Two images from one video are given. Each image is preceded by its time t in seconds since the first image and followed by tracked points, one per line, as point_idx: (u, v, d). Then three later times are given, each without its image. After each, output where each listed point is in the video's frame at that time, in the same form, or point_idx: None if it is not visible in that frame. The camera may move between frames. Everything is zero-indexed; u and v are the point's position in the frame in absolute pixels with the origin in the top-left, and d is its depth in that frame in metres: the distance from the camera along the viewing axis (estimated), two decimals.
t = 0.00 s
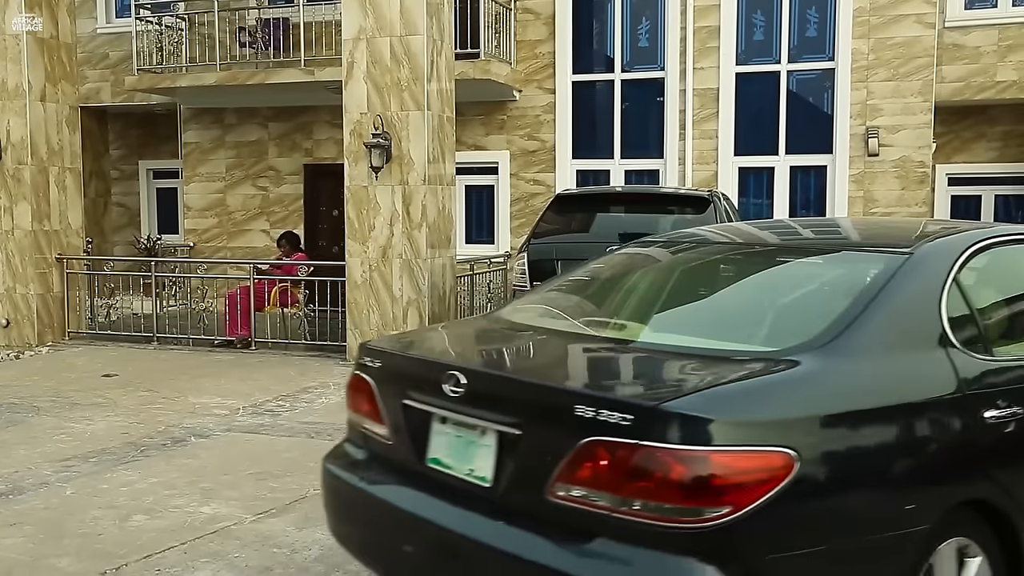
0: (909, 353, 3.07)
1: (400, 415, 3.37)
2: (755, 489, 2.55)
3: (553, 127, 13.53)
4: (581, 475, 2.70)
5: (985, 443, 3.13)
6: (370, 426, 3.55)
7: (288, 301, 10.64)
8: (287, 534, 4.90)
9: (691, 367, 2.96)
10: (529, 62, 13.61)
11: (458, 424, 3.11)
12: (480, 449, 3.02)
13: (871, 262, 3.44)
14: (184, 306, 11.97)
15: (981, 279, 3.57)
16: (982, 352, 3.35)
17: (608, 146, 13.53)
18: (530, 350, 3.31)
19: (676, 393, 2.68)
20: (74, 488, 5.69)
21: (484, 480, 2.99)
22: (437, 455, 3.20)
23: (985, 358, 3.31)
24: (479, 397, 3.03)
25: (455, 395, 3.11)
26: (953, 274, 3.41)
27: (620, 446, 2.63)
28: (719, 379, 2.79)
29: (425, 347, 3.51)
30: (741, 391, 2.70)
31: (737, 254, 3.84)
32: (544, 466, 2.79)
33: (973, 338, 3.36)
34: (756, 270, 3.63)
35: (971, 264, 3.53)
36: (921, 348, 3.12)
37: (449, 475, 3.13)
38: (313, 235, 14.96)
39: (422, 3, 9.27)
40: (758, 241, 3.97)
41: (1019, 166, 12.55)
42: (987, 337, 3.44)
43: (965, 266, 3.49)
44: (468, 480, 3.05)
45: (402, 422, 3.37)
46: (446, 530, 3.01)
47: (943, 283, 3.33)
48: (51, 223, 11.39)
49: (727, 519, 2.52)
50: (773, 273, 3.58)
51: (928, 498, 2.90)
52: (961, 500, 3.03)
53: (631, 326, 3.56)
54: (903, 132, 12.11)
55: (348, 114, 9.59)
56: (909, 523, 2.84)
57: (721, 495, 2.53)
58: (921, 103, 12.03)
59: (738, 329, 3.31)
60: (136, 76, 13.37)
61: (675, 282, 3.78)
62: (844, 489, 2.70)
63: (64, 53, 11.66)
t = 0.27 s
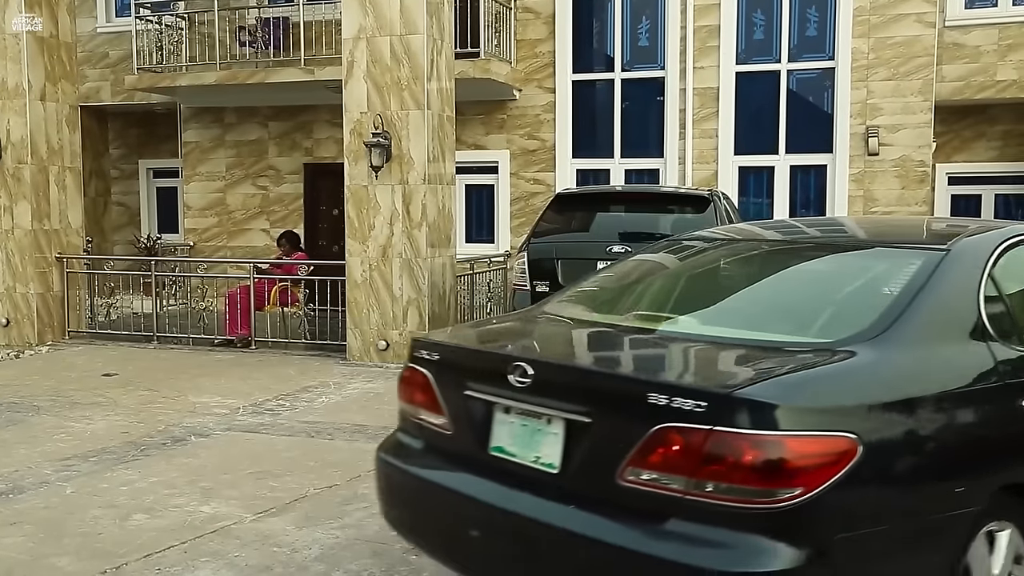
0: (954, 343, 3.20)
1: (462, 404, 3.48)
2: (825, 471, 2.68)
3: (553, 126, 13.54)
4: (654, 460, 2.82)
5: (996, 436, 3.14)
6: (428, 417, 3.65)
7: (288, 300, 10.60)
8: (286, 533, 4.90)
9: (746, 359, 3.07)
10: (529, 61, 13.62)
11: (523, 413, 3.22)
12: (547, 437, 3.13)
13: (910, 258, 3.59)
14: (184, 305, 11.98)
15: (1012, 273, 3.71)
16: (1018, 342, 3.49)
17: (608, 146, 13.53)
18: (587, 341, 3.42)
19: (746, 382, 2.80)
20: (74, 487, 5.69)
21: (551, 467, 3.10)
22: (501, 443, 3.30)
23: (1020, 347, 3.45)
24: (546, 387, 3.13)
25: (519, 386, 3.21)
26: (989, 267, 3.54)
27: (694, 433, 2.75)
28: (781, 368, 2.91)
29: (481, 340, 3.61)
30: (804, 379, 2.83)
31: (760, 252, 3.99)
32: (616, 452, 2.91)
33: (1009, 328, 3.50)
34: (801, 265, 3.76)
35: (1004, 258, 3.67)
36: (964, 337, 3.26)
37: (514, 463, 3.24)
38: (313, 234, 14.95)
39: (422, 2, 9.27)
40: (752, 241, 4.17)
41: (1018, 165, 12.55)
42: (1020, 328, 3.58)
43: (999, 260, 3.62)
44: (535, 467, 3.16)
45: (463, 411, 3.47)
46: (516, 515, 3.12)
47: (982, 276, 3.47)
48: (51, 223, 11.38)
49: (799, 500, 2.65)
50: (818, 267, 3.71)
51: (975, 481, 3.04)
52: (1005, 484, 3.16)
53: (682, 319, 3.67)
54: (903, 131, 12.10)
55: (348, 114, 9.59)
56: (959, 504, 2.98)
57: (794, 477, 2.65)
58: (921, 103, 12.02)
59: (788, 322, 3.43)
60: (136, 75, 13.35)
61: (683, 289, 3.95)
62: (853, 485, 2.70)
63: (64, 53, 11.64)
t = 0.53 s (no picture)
0: (999, 333, 3.28)
1: (524, 395, 3.54)
2: (896, 454, 2.75)
3: (552, 125, 13.53)
4: (729, 445, 2.90)
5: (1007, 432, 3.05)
6: (487, 408, 3.71)
7: (286, 300, 10.68)
8: (285, 532, 4.89)
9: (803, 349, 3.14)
10: (528, 60, 13.60)
11: (591, 403, 3.29)
12: (617, 425, 3.21)
13: (947, 250, 3.68)
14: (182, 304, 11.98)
15: None
16: None
17: (606, 145, 13.52)
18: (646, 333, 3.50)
19: (815, 370, 2.88)
20: (72, 487, 5.67)
21: (622, 453, 3.18)
22: (567, 432, 3.37)
23: None
24: (616, 376, 3.20)
25: (586, 376, 3.28)
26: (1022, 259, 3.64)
27: (770, 418, 2.83)
28: (843, 359, 2.99)
29: (539, 332, 3.67)
30: (868, 367, 2.91)
31: (782, 249, 4.08)
32: (691, 437, 2.99)
33: None
34: (846, 256, 3.83)
35: None
36: (1008, 326, 3.34)
37: (582, 451, 3.31)
38: (311, 233, 14.93)
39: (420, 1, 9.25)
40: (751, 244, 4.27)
41: (1016, 164, 12.56)
42: None
43: None
44: (605, 453, 3.23)
45: (526, 402, 3.53)
46: (587, 500, 3.19)
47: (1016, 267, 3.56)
48: (49, 222, 11.36)
49: (874, 481, 2.72)
50: (863, 259, 3.78)
51: None
52: None
53: (733, 312, 3.73)
54: (901, 130, 12.09)
55: (346, 112, 9.57)
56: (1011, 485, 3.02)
57: (867, 459, 2.73)
58: (919, 102, 12.01)
59: (840, 314, 3.50)
60: (134, 74, 13.32)
61: (705, 290, 4.04)
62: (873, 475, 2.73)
63: (62, 51, 11.61)
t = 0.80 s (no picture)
0: None
1: (581, 387, 3.59)
2: (954, 438, 2.82)
3: (546, 124, 13.54)
4: (791, 433, 2.98)
5: None
6: (541, 401, 3.76)
7: (281, 299, 10.75)
8: (280, 532, 4.89)
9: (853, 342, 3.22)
10: (523, 59, 13.60)
11: (653, 393, 3.36)
12: (679, 414, 3.28)
13: (970, 246, 3.80)
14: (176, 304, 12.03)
15: None
16: None
17: (601, 144, 13.53)
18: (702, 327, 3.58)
19: (873, 361, 2.97)
20: (66, 487, 5.66)
21: (684, 442, 3.25)
22: (627, 422, 3.43)
23: None
24: (679, 368, 3.27)
25: (648, 367, 3.36)
26: None
27: (832, 406, 2.91)
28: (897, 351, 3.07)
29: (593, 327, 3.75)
30: (923, 357, 3.00)
31: (803, 248, 4.18)
32: (755, 426, 3.06)
33: None
34: (885, 251, 3.92)
35: None
36: None
37: (642, 441, 3.37)
38: (306, 232, 14.92)
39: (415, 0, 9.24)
40: (754, 249, 4.38)
41: (1009, 163, 12.59)
42: None
43: None
44: (666, 442, 3.30)
45: (582, 394, 3.59)
46: (650, 486, 3.24)
47: None
48: (42, 220, 11.34)
49: (934, 465, 2.79)
50: (901, 254, 3.87)
51: None
52: None
53: (778, 307, 3.81)
54: (895, 130, 12.11)
55: (341, 111, 9.57)
56: None
57: (927, 444, 2.80)
58: (913, 101, 12.04)
59: (885, 307, 3.59)
60: (128, 73, 13.29)
61: (739, 287, 4.10)
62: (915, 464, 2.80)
63: (56, 50, 11.57)
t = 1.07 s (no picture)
0: None
1: (627, 381, 3.73)
2: (996, 424, 2.96)
3: (543, 123, 13.54)
4: (839, 421, 3.13)
5: None
6: (586, 394, 3.90)
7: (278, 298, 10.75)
8: (276, 531, 4.89)
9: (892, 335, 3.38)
10: (519, 58, 13.60)
11: (700, 385, 3.50)
12: (728, 405, 3.42)
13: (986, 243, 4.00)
14: (172, 302, 11.99)
15: None
16: None
17: (598, 143, 13.53)
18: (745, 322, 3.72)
19: (918, 352, 3.12)
20: (62, 486, 5.66)
21: (734, 432, 3.39)
22: (675, 413, 3.57)
23: None
24: (728, 361, 3.41)
25: (696, 360, 3.49)
26: None
27: (880, 396, 3.06)
28: (936, 344, 3.23)
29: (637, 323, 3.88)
30: (963, 350, 3.15)
31: (826, 245, 4.35)
32: (804, 415, 3.20)
33: None
34: (909, 249, 4.07)
35: None
36: None
37: (691, 431, 3.51)
38: (302, 231, 14.92)
39: None
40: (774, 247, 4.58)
41: (1004, 162, 12.61)
42: None
43: None
44: (716, 432, 3.44)
45: (629, 387, 3.72)
46: (701, 473, 3.38)
47: None
48: (38, 220, 11.33)
49: (978, 450, 2.94)
50: (920, 251, 4.06)
51: None
52: None
53: (813, 303, 3.95)
54: (892, 129, 12.13)
55: (338, 110, 9.56)
56: None
57: (971, 430, 2.95)
58: (910, 101, 12.05)
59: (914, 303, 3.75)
60: (125, 72, 13.27)
61: (769, 284, 4.26)
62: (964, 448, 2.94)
63: (53, 48, 11.54)
